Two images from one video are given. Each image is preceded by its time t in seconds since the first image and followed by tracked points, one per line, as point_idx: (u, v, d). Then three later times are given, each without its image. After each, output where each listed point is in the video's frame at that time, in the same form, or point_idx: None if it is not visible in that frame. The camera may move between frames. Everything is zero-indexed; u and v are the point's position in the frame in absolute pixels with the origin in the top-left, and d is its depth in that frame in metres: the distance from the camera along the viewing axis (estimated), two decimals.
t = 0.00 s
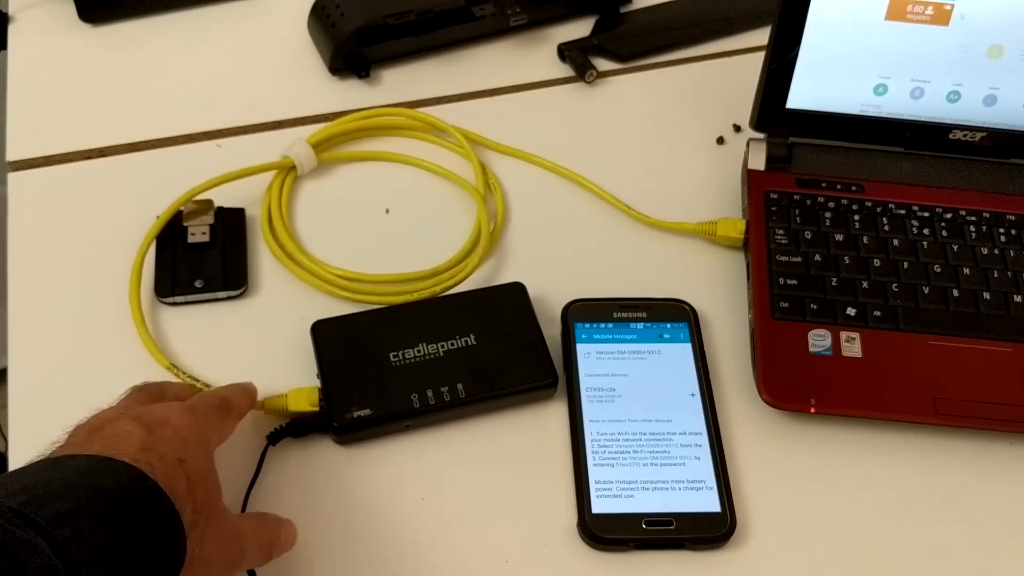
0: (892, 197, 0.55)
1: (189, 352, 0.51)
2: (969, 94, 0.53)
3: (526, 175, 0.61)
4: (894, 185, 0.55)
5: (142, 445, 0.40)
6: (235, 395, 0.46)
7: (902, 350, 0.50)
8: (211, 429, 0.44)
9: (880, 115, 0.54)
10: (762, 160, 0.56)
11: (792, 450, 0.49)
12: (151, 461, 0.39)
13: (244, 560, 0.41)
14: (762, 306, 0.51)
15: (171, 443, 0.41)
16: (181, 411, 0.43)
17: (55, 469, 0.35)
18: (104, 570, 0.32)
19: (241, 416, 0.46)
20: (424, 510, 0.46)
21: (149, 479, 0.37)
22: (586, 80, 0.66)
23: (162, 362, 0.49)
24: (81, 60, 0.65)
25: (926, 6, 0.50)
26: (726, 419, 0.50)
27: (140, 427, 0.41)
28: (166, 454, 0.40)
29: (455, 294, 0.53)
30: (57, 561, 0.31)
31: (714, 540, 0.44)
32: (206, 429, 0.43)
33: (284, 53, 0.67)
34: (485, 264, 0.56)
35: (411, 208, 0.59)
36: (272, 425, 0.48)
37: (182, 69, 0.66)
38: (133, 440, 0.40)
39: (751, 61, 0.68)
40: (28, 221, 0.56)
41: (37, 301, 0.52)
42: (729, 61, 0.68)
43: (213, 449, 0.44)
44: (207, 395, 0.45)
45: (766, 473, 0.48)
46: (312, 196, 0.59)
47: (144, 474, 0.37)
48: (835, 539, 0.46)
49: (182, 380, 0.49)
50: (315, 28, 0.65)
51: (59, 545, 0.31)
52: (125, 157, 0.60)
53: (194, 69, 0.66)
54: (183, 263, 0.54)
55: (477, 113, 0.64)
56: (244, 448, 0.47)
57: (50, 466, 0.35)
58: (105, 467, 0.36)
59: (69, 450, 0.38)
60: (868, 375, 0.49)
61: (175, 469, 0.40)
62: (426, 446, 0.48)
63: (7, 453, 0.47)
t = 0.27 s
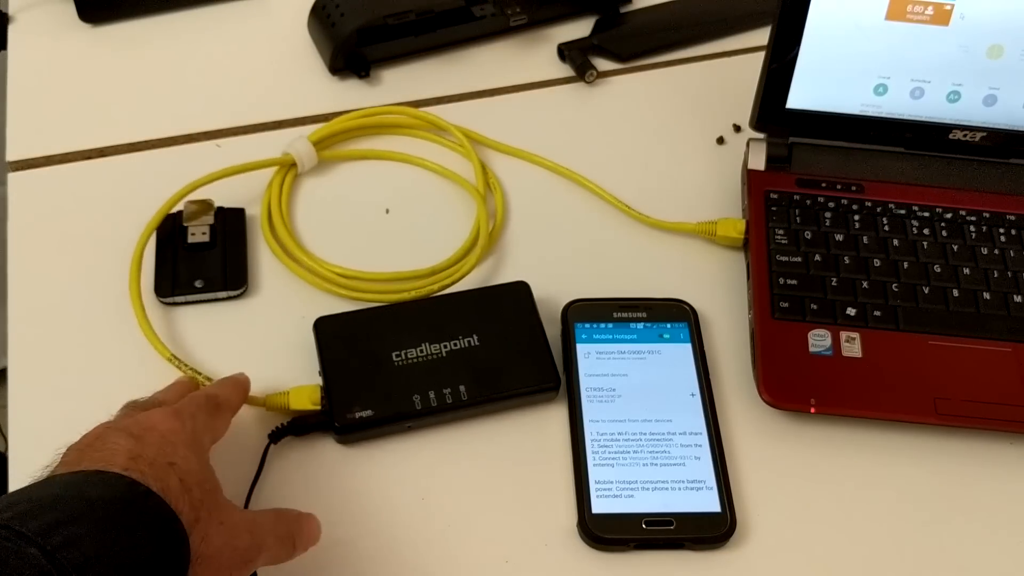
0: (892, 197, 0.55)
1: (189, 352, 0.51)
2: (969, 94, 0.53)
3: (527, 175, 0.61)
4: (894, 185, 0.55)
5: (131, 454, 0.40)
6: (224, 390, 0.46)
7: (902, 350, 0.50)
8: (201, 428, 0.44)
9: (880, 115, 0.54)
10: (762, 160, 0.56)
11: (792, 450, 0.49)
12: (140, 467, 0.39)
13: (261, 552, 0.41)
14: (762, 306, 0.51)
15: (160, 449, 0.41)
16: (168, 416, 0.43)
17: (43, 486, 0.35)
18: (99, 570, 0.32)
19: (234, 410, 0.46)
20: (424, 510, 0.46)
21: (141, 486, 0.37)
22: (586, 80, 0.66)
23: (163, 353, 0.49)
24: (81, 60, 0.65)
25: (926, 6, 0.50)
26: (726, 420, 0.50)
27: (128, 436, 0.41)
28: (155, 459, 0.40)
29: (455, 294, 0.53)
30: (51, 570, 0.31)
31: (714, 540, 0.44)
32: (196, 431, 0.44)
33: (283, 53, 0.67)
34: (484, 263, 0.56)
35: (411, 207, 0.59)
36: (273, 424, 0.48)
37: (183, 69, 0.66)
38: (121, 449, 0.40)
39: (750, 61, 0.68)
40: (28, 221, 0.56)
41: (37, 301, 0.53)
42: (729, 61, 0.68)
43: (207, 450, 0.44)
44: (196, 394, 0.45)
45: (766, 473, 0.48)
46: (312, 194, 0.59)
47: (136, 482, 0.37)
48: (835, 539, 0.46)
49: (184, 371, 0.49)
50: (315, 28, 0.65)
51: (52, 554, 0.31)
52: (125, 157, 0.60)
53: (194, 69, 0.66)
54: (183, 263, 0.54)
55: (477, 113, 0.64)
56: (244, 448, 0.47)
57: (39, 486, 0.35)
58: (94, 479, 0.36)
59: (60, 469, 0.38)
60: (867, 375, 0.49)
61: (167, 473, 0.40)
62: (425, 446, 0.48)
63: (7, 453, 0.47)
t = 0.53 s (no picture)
0: (892, 197, 0.55)
1: (189, 352, 0.51)
2: (969, 94, 0.53)
3: (527, 175, 0.61)
4: (894, 185, 0.55)
5: (124, 460, 0.40)
6: (228, 403, 0.46)
7: (902, 350, 0.50)
8: (198, 438, 0.44)
9: (880, 115, 0.54)
10: (762, 160, 0.56)
11: (792, 450, 0.49)
12: (131, 474, 0.38)
13: (252, 564, 0.41)
14: (762, 306, 0.51)
15: (153, 456, 0.41)
16: (165, 423, 0.43)
17: (31, 489, 0.35)
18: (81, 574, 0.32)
19: (238, 423, 0.46)
20: (423, 511, 0.46)
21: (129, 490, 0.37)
22: (586, 80, 0.66)
23: (168, 358, 0.49)
24: (81, 60, 0.65)
25: (926, 6, 0.50)
26: (726, 420, 0.50)
27: (123, 443, 0.41)
28: (147, 466, 0.40)
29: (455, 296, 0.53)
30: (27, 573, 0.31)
31: (714, 540, 0.44)
32: (193, 440, 0.44)
33: (283, 53, 0.67)
34: (484, 263, 0.56)
35: (411, 207, 0.59)
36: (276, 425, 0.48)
37: (183, 69, 0.66)
38: (116, 454, 0.40)
39: (750, 61, 0.68)
40: (28, 221, 0.56)
41: (37, 301, 0.53)
42: (729, 61, 0.68)
43: (204, 459, 0.44)
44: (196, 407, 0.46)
45: (765, 474, 0.48)
46: (313, 193, 0.59)
47: (123, 487, 0.37)
48: (835, 539, 0.46)
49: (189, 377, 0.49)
50: (315, 28, 0.65)
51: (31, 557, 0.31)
52: (125, 157, 0.60)
53: (194, 69, 0.66)
54: (183, 263, 0.54)
55: (477, 113, 0.64)
56: (244, 449, 0.47)
57: (27, 488, 0.35)
58: (81, 483, 0.36)
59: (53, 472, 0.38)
60: (867, 375, 0.49)
61: (157, 480, 0.40)
62: (425, 446, 0.48)
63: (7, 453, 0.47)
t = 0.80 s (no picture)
0: (892, 197, 0.55)
1: (187, 353, 0.51)
2: (969, 94, 0.53)
3: (527, 175, 0.61)
4: (894, 185, 0.55)
5: (34, 528, 0.38)
6: (169, 468, 0.45)
7: (902, 350, 0.50)
8: (122, 503, 0.43)
9: (880, 115, 0.54)
10: (762, 160, 0.56)
11: (792, 450, 0.49)
12: (36, 547, 0.37)
13: None
14: (762, 306, 0.51)
15: (68, 524, 0.39)
16: (88, 488, 0.42)
17: None
18: None
19: (175, 488, 0.45)
20: (423, 511, 0.46)
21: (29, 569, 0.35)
22: (586, 80, 0.66)
23: (168, 363, 0.49)
24: (81, 60, 0.65)
25: (926, 6, 0.50)
26: (726, 419, 0.50)
27: (40, 506, 0.40)
28: (59, 537, 0.39)
29: (456, 297, 0.53)
30: None
31: (714, 540, 0.44)
32: (119, 505, 0.42)
33: (283, 53, 0.67)
34: (484, 264, 0.56)
35: (411, 207, 0.59)
36: (276, 425, 0.48)
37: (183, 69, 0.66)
38: (28, 519, 0.38)
39: (750, 61, 0.68)
40: (27, 221, 0.56)
41: (37, 301, 0.53)
42: (729, 61, 0.68)
43: (125, 526, 0.42)
44: (130, 467, 0.44)
45: (766, 473, 0.48)
46: (313, 194, 0.59)
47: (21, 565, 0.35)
48: (835, 539, 0.46)
49: (189, 381, 0.49)
50: (315, 28, 0.65)
51: None
52: (125, 157, 0.60)
53: (194, 69, 0.66)
54: (183, 263, 0.53)
55: (477, 113, 0.64)
56: (243, 449, 0.47)
57: None
58: None
59: None
60: (868, 375, 0.49)
61: (66, 552, 0.38)
62: (425, 446, 0.48)
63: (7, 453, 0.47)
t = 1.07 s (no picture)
0: (892, 197, 0.55)
1: (187, 353, 0.51)
2: (969, 94, 0.53)
3: (527, 175, 0.61)
4: (894, 185, 0.55)
5: None
6: None
7: (902, 350, 0.50)
8: None
9: (880, 115, 0.54)
10: (762, 160, 0.56)
11: (792, 450, 0.49)
12: None
13: None
14: (762, 306, 0.51)
15: None
16: None
17: None
18: None
19: None
20: (423, 511, 0.46)
21: None
22: (586, 80, 0.66)
23: (168, 363, 0.49)
24: (81, 60, 0.65)
25: (926, 6, 0.50)
26: (726, 419, 0.50)
27: None
28: None
29: (457, 297, 0.53)
30: None
31: (714, 540, 0.44)
32: None
33: (284, 53, 0.67)
34: (484, 263, 0.56)
35: (411, 207, 0.59)
36: (275, 425, 0.48)
37: (183, 69, 0.66)
38: None
39: (750, 61, 0.68)
40: (27, 221, 0.56)
41: (37, 301, 0.53)
42: (729, 61, 0.68)
43: None
44: None
45: (766, 473, 0.48)
46: (313, 194, 0.59)
47: None
48: (835, 539, 0.46)
49: (189, 382, 0.49)
50: (315, 28, 0.65)
51: None
52: (125, 157, 0.60)
53: (194, 69, 0.66)
54: (183, 263, 0.54)
55: (477, 112, 0.64)
56: (243, 449, 0.47)
57: None
58: None
59: None
60: (868, 375, 0.49)
61: None
62: (425, 447, 0.48)
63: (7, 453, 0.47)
